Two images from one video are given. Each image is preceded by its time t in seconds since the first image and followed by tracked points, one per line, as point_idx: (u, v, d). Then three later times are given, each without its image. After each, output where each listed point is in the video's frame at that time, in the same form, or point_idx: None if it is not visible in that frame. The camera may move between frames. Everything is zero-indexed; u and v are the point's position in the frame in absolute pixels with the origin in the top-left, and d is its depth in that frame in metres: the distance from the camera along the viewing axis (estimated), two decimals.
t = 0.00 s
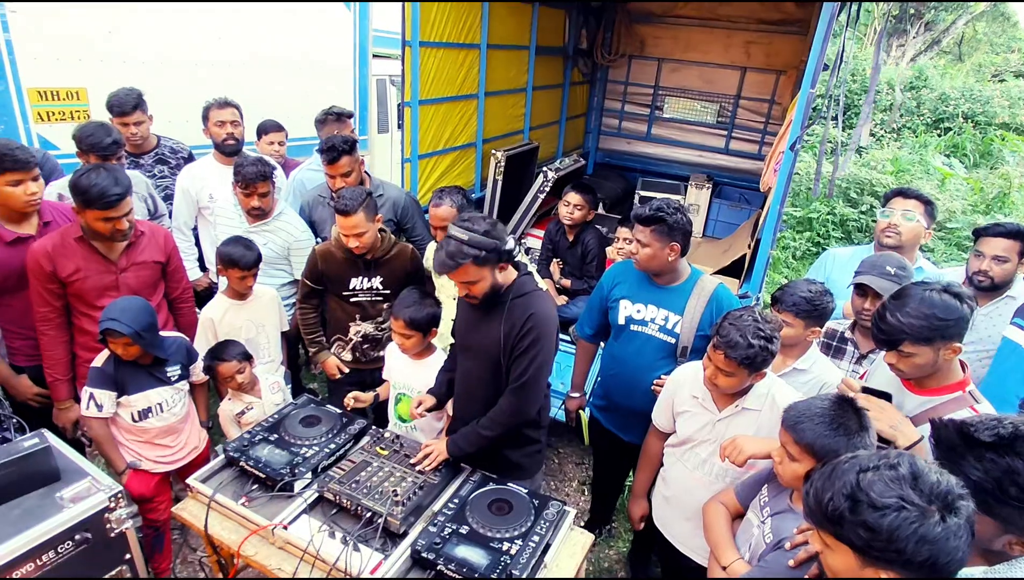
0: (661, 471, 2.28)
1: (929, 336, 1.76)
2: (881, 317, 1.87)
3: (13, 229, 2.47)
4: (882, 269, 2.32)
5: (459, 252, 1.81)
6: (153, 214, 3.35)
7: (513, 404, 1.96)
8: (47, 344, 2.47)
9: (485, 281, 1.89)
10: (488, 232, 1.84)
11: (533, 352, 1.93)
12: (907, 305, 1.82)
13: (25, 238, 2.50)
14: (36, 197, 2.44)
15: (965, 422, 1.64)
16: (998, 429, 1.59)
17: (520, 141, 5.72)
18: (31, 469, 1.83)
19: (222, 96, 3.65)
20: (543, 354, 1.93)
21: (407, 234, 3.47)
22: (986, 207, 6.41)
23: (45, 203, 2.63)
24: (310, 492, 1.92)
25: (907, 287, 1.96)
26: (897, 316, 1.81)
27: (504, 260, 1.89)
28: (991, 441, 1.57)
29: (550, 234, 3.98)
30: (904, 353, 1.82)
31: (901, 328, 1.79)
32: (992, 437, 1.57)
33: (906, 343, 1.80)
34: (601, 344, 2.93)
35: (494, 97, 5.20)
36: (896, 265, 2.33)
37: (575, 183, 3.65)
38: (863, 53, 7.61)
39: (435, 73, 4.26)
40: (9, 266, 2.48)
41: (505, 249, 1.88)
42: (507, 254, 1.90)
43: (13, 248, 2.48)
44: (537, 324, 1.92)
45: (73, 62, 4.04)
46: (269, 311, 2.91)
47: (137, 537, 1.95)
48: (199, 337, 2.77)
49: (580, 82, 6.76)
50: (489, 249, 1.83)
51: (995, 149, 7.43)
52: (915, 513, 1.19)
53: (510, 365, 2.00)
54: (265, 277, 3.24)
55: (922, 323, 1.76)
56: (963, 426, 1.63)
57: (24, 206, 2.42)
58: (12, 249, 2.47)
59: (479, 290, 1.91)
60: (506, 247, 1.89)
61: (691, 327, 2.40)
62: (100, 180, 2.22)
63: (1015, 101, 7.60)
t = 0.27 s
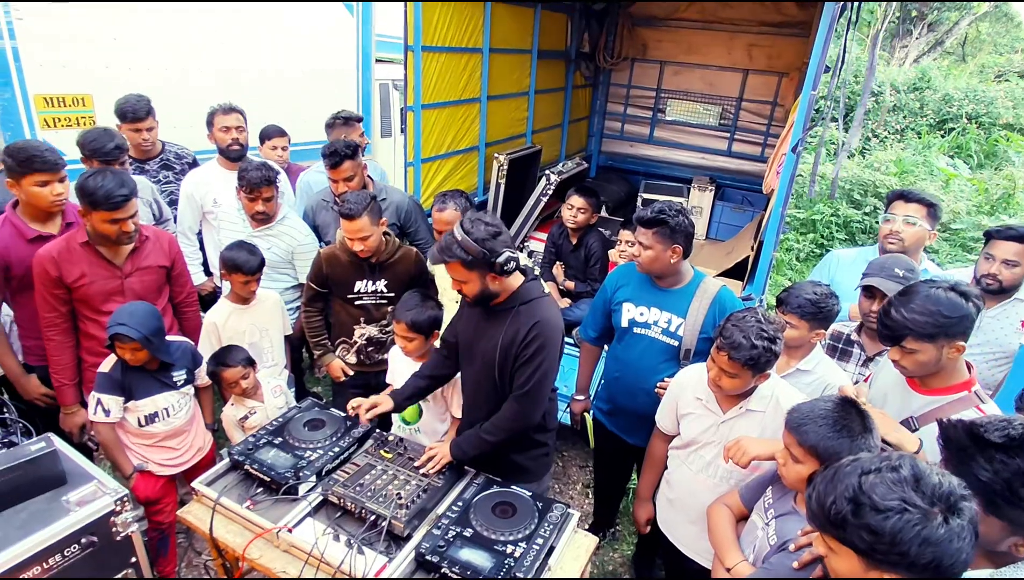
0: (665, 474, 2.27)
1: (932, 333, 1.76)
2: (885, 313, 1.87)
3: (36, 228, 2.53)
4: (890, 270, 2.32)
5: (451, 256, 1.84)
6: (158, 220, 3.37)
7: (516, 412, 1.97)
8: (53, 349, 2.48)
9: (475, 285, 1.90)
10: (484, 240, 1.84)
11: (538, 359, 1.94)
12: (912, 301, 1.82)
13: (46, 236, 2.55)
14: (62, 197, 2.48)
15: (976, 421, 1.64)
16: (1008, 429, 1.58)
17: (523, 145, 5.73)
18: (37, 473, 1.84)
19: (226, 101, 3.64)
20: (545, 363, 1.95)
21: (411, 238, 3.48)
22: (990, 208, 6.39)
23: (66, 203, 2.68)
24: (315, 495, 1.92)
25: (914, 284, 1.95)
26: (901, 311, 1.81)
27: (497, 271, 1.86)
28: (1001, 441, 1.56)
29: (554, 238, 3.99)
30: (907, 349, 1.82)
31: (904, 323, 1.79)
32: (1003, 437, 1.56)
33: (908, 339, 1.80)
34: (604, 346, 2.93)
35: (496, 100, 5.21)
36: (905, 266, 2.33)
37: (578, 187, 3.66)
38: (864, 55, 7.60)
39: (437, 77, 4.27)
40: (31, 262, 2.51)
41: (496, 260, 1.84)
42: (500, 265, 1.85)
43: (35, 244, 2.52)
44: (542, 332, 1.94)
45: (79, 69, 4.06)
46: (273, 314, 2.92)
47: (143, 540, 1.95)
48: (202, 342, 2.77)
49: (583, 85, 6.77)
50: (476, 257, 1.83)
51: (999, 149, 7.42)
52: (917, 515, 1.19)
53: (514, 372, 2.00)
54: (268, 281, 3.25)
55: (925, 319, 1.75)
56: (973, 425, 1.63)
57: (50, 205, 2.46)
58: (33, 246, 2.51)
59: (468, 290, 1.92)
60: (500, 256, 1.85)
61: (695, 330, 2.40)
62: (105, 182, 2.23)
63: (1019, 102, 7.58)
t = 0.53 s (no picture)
0: (667, 474, 2.27)
1: (932, 331, 1.76)
2: (884, 312, 1.87)
3: (49, 226, 2.56)
4: (899, 270, 2.32)
5: (425, 289, 1.80)
6: (162, 222, 3.39)
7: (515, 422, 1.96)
8: (57, 352, 2.49)
9: (451, 312, 1.86)
10: (458, 271, 1.79)
11: (523, 368, 1.92)
12: (911, 299, 1.82)
13: (59, 234, 2.57)
14: (65, 200, 2.52)
15: (982, 421, 1.63)
16: (1015, 430, 1.58)
17: (524, 146, 5.73)
18: (41, 475, 1.85)
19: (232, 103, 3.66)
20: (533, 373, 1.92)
21: (412, 239, 3.49)
22: (994, 207, 6.37)
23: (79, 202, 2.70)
24: (317, 497, 1.92)
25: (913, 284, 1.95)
26: (899, 310, 1.81)
27: (473, 298, 1.83)
28: (1007, 442, 1.55)
29: (556, 239, 3.99)
30: (906, 348, 1.82)
31: (902, 322, 1.79)
32: (1008, 438, 1.56)
33: (907, 337, 1.80)
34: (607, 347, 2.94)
35: (498, 102, 5.22)
36: (913, 267, 2.34)
37: (580, 188, 3.65)
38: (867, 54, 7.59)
39: (439, 79, 4.28)
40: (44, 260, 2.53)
41: (471, 289, 1.81)
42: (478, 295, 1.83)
43: (48, 243, 2.55)
44: (524, 340, 1.92)
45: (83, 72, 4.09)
46: (275, 316, 2.92)
47: (146, 542, 1.96)
48: (205, 343, 2.78)
49: (584, 86, 6.78)
50: (451, 289, 1.79)
51: (1002, 148, 7.40)
52: (920, 517, 1.19)
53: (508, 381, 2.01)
54: (270, 283, 3.26)
55: (924, 318, 1.75)
56: (978, 425, 1.62)
57: (54, 208, 2.51)
58: (46, 245, 2.53)
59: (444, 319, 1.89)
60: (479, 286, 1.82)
61: (696, 331, 2.40)
62: (109, 184, 2.25)
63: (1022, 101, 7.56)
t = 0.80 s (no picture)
0: (669, 473, 2.27)
1: (934, 330, 1.75)
2: (886, 311, 1.86)
3: (51, 227, 2.54)
4: (905, 269, 2.32)
5: (400, 322, 1.81)
6: (164, 222, 3.40)
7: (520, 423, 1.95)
8: (59, 352, 2.49)
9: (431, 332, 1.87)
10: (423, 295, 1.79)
11: (517, 368, 1.93)
12: (913, 299, 1.82)
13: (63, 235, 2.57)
14: (61, 204, 2.47)
15: (986, 420, 1.62)
16: (1020, 429, 1.57)
17: (526, 145, 5.73)
18: (44, 473, 1.85)
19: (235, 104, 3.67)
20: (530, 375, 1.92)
21: (413, 239, 3.49)
22: (996, 205, 6.35)
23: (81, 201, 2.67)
24: (319, 496, 1.92)
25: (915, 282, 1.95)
26: (901, 309, 1.81)
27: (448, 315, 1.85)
28: (1012, 440, 1.55)
29: (557, 238, 3.99)
30: (907, 347, 1.81)
31: (905, 321, 1.79)
32: (1013, 436, 1.56)
33: (909, 336, 1.80)
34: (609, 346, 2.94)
35: (500, 101, 5.22)
36: (919, 267, 2.34)
37: (581, 187, 3.65)
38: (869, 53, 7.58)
39: (440, 78, 4.29)
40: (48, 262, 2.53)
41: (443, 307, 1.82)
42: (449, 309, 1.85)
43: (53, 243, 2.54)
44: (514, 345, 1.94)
45: (85, 72, 4.09)
46: (277, 315, 2.93)
47: (149, 541, 1.97)
48: (207, 342, 2.78)
49: (585, 85, 6.78)
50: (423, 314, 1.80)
51: (1005, 146, 7.39)
52: (921, 516, 1.20)
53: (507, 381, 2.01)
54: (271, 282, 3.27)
55: (926, 317, 1.75)
56: (982, 423, 1.62)
57: (50, 210, 2.47)
58: (50, 245, 2.53)
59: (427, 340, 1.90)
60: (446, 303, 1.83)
61: (698, 330, 2.39)
62: (111, 183, 2.25)
63: None
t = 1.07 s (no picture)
0: (670, 470, 2.27)
1: (939, 329, 1.75)
2: (890, 309, 1.86)
3: (44, 227, 2.55)
4: (909, 267, 2.31)
5: (446, 273, 1.73)
6: (167, 220, 3.41)
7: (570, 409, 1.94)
8: (60, 350, 2.50)
9: (478, 290, 1.82)
10: (471, 246, 1.75)
11: (568, 331, 1.97)
12: (917, 298, 1.82)
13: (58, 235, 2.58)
14: (51, 204, 2.47)
15: (986, 418, 1.62)
16: (1019, 426, 1.57)
17: (526, 143, 5.73)
18: (46, 471, 1.86)
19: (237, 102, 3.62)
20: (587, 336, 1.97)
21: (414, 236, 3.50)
22: (998, 203, 6.33)
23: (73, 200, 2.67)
24: (319, 493, 1.93)
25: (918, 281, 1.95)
26: (905, 308, 1.81)
27: (495, 270, 1.81)
28: (1012, 438, 1.55)
29: (557, 236, 3.99)
30: (912, 346, 1.81)
31: (909, 320, 1.79)
32: (1012, 434, 1.56)
33: (914, 335, 1.80)
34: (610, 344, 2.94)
35: (500, 99, 5.22)
36: (924, 265, 2.33)
37: (582, 185, 3.65)
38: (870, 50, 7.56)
39: (441, 76, 4.28)
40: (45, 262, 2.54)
41: (490, 259, 1.79)
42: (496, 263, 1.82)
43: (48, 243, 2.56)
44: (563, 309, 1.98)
45: (85, 71, 4.10)
46: (278, 313, 2.94)
47: (150, 538, 1.97)
48: (207, 339, 2.79)
49: (586, 83, 6.77)
50: (474, 264, 1.75)
51: (1007, 144, 7.36)
52: (913, 513, 1.19)
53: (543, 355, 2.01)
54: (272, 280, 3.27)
55: (930, 315, 1.75)
56: (983, 421, 1.61)
57: (41, 210, 2.47)
58: (42, 246, 2.53)
59: (469, 298, 1.84)
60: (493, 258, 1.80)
61: (699, 327, 2.39)
62: (111, 182, 2.25)
63: None
